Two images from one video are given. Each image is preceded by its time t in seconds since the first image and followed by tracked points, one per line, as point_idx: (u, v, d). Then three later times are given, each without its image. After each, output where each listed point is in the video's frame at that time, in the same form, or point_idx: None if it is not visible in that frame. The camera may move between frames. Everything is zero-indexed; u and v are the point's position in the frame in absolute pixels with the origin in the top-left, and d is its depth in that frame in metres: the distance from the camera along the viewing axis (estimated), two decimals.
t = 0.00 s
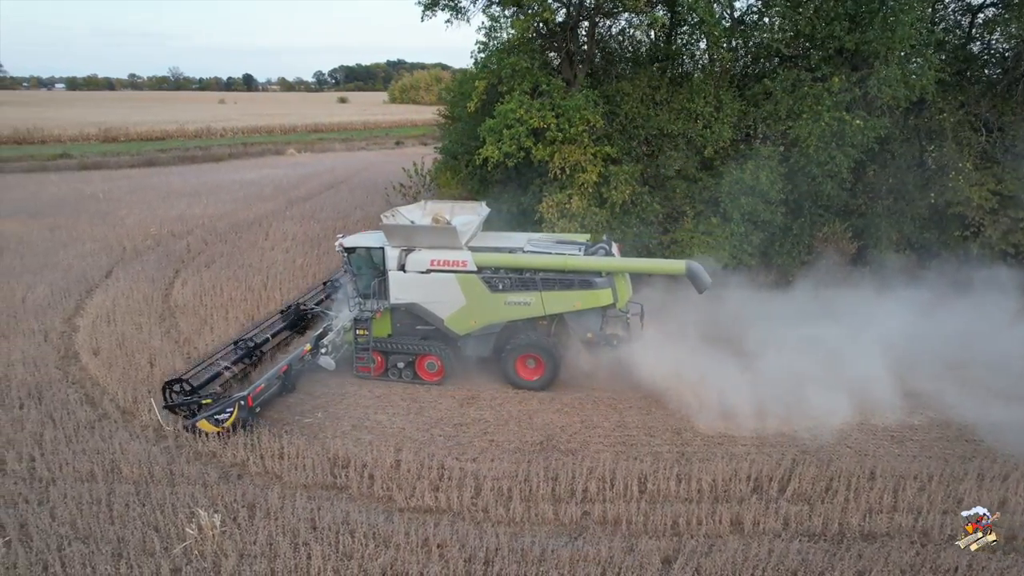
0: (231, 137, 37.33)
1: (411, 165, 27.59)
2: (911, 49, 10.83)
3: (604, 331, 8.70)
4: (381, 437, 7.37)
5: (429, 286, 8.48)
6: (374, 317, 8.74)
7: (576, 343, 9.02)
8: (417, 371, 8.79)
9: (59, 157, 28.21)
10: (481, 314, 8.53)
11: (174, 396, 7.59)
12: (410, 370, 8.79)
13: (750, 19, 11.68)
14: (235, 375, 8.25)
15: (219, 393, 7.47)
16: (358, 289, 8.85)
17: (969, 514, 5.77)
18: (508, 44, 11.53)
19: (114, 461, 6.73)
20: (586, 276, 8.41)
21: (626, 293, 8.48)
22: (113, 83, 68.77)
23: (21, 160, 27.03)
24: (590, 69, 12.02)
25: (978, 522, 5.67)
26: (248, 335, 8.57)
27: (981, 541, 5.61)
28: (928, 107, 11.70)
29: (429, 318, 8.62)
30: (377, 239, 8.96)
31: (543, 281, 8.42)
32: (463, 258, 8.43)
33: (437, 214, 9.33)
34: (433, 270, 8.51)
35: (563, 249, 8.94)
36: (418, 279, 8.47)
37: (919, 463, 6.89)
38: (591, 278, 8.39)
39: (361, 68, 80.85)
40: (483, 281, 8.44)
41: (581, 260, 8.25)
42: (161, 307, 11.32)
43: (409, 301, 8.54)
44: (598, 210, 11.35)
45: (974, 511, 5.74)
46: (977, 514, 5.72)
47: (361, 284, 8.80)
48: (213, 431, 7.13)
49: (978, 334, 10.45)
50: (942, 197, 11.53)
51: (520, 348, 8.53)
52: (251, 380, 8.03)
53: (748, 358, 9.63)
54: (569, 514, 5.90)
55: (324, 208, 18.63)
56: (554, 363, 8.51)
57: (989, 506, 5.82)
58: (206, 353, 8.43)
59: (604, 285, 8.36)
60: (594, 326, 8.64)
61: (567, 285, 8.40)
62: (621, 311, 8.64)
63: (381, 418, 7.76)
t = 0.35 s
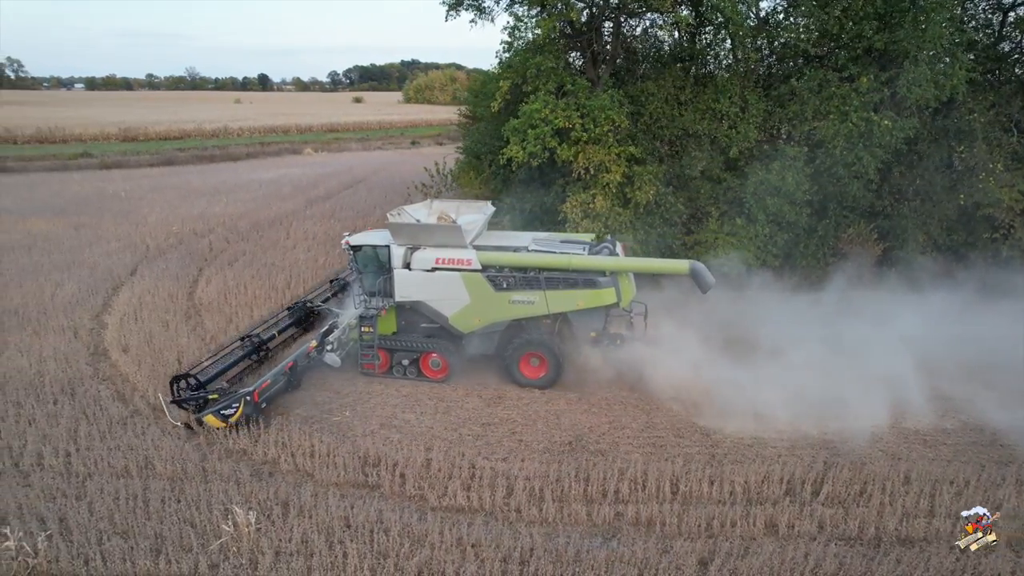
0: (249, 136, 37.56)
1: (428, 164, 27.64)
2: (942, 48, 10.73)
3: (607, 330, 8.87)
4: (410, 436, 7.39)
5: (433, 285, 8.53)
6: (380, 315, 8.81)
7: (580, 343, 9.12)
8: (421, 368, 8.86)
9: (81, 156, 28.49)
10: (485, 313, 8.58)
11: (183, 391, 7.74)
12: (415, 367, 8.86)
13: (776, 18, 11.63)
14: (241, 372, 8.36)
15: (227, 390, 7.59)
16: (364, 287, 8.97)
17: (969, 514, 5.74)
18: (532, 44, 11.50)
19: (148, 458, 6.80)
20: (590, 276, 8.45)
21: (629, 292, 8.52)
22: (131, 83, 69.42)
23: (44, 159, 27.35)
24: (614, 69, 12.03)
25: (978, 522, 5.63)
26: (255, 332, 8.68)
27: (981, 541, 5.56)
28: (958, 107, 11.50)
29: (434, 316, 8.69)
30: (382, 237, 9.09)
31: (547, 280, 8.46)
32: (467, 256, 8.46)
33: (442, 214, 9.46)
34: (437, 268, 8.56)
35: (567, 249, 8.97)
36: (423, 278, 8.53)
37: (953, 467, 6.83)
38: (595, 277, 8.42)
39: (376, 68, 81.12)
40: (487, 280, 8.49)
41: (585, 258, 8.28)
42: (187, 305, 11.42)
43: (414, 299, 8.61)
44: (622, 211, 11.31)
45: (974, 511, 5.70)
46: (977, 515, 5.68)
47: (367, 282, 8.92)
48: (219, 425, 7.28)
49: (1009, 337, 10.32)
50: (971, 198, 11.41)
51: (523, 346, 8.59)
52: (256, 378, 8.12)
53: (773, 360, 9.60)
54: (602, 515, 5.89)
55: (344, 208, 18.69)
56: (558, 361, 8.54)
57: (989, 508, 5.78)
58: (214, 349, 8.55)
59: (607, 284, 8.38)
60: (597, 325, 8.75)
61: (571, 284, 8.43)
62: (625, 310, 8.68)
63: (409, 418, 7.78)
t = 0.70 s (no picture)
0: (242, 137, 37.38)
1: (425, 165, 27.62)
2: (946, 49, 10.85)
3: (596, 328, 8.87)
4: (424, 436, 7.37)
5: (424, 284, 8.58)
6: (370, 314, 8.84)
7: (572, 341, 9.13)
8: (412, 368, 8.90)
9: (73, 156, 28.27)
10: (476, 311, 8.63)
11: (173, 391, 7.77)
12: (405, 366, 8.92)
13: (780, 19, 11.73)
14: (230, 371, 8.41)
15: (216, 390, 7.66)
16: (354, 287, 8.97)
17: (968, 514, 5.80)
18: (539, 44, 11.50)
19: (163, 460, 6.76)
20: (579, 274, 8.48)
21: (618, 289, 8.58)
22: (120, 83, 68.93)
23: (37, 160, 27.09)
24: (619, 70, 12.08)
25: (978, 522, 5.68)
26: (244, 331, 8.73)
27: (981, 541, 5.60)
28: (960, 107, 11.62)
29: (424, 315, 8.72)
30: (373, 236, 9.08)
31: (538, 279, 8.49)
32: (458, 256, 8.53)
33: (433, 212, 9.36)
34: (428, 267, 8.63)
35: (556, 247, 8.99)
36: (414, 277, 8.57)
37: (967, 464, 6.88)
38: (585, 275, 8.45)
39: (367, 68, 80.97)
40: (478, 279, 8.52)
41: (575, 257, 8.29)
42: (191, 306, 11.34)
43: (404, 299, 8.64)
44: (628, 210, 11.32)
45: (973, 512, 5.77)
46: (976, 515, 5.75)
47: (357, 282, 8.92)
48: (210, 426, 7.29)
49: (1013, 335, 10.41)
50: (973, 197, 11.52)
51: (514, 344, 8.66)
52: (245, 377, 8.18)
53: (778, 359, 9.63)
54: (623, 514, 5.90)
55: (344, 208, 18.64)
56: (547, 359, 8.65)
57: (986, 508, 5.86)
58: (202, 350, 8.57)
59: (598, 282, 8.41)
60: (587, 323, 8.79)
61: (561, 282, 8.46)
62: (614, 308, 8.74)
63: (422, 419, 7.76)
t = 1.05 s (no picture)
0: (208, 138, 36.68)
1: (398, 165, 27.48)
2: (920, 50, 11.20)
3: (570, 325, 8.82)
4: (427, 438, 7.33)
5: (397, 284, 8.57)
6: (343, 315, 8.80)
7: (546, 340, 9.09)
8: (386, 368, 8.85)
9: (32, 159, 27.41)
10: (450, 311, 8.65)
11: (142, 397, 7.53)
12: (380, 367, 8.86)
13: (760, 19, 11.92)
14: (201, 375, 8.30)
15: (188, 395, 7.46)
16: (326, 288, 8.91)
17: (969, 513, 5.73)
18: (525, 44, 11.52)
19: (162, 470, 6.59)
20: (552, 272, 8.50)
21: (591, 287, 8.60)
22: (75, 83, 67.07)
23: None
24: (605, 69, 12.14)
25: (978, 522, 5.61)
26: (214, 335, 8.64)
27: (981, 540, 5.49)
28: (933, 106, 11.97)
29: (398, 315, 8.70)
30: (345, 237, 9.01)
31: (511, 278, 8.50)
32: (431, 255, 8.51)
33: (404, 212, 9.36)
34: (402, 267, 8.59)
35: (529, 245, 8.98)
36: (387, 277, 8.56)
37: (959, 451, 7.09)
38: (558, 273, 8.48)
39: (332, 69, 80.19)
40: (452, 278, 8.54)
41: (548, 255, 8.36)
42: (173, 312, 11.10)
43: (378, 299, 8.64)
44: (615, 210, 11.42)
45: (974, 511, 5.68)
46: (977, 514, 5.66)
47: (329, 283, 8.87)
48: (181, 432, 7.17)
49: (988, 326, 10.74)
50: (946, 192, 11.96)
51: (490, 343, 8.67)
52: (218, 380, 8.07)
53: (768, 353, 9.79)
54: (636, 511, 5.94)
55: (321, 209, 18.44)
56: (522, 356, 8.65)
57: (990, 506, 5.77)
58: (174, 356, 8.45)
59: (571, 279, 8.45)
60: (560, 320, 8.70)
61: (534, 280, 8.47)
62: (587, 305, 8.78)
63: (423, 422, 7.71)
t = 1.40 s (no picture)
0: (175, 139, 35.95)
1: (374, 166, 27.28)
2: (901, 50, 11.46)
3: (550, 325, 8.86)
4: (435, 441, 7.29)
5: (374, 286, 8.49)
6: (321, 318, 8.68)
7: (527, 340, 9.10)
8: (366, 371, 8.78)
9: None
10: (429, 312, 8.60)
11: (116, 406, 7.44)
12: (359, 370, 8.78)
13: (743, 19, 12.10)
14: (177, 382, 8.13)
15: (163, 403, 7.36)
16: (302, 290, 8.80)
17: (969, 514, 5.72)
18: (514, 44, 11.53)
19: (167, 481, 6.44)
20: (531, 271, 8.52)
21: (569, 286, 8.64)
22: (31, 83, 65.18)
23: None
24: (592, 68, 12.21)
25: (978, 522, 5.60)
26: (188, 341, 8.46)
27: (981, 540, 5.49)
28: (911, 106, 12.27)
29: (376, 317, 8.62)
30: (321, 239, 8.92)
31: (490, 278, 8.51)
32: (409, 256, 8.44)
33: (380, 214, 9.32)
34: (379, 269, 8.50)
35: (507, 245, 8.99)
36: (364, 278, 8.46)
37: (956, 441, 7.27)
38: (536, 273, 8.50)
39: (298, 68, 79.24)
40: (430, 279, 8.49)
41: (527, 255, 8.40)
42: (159, 318, 10.85)
43: (355, 301, 8.53)
44: (606, 210, 11.55)
45: (974, 511, 5.68)
46: (977, 514, 5.66)
47: (305, 285, 8.76)
48: (156, 440, 7.03)
49: (970, 319, 11.03)
50: (926, 189, 12.22)
51: (469, 343, 8.65)
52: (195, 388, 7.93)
53: (761, 350, 9.91)
54: (652, 509, 5.97)
55: (301, 211, 18.22)
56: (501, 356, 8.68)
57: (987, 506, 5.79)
58: (145, 364, 8.29)
59: (549, 279, 8.48)
60: (540, 319, 8.72)
61: (513, 280, 8.48)
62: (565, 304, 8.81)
63: (428, 424, 7.67)
